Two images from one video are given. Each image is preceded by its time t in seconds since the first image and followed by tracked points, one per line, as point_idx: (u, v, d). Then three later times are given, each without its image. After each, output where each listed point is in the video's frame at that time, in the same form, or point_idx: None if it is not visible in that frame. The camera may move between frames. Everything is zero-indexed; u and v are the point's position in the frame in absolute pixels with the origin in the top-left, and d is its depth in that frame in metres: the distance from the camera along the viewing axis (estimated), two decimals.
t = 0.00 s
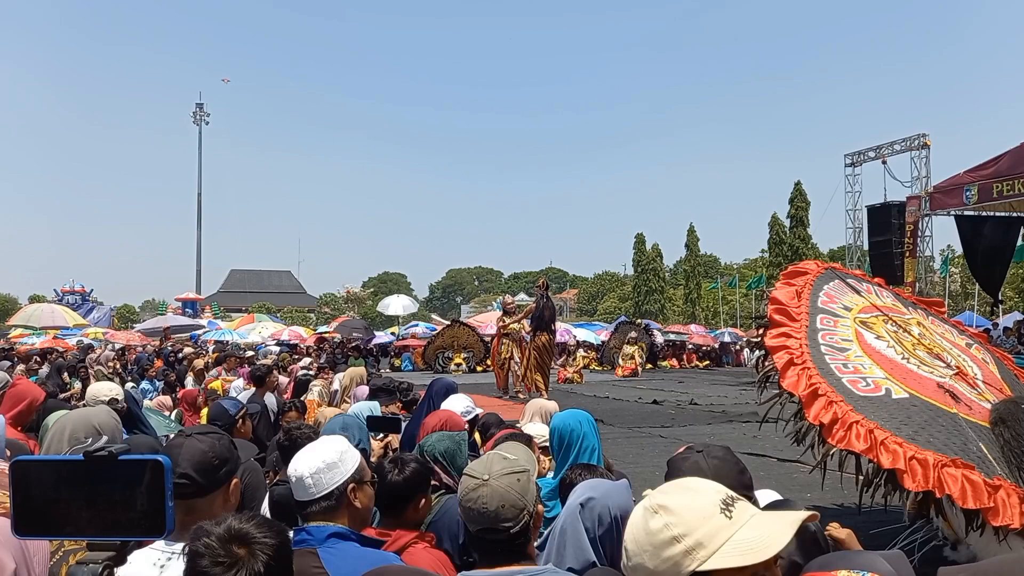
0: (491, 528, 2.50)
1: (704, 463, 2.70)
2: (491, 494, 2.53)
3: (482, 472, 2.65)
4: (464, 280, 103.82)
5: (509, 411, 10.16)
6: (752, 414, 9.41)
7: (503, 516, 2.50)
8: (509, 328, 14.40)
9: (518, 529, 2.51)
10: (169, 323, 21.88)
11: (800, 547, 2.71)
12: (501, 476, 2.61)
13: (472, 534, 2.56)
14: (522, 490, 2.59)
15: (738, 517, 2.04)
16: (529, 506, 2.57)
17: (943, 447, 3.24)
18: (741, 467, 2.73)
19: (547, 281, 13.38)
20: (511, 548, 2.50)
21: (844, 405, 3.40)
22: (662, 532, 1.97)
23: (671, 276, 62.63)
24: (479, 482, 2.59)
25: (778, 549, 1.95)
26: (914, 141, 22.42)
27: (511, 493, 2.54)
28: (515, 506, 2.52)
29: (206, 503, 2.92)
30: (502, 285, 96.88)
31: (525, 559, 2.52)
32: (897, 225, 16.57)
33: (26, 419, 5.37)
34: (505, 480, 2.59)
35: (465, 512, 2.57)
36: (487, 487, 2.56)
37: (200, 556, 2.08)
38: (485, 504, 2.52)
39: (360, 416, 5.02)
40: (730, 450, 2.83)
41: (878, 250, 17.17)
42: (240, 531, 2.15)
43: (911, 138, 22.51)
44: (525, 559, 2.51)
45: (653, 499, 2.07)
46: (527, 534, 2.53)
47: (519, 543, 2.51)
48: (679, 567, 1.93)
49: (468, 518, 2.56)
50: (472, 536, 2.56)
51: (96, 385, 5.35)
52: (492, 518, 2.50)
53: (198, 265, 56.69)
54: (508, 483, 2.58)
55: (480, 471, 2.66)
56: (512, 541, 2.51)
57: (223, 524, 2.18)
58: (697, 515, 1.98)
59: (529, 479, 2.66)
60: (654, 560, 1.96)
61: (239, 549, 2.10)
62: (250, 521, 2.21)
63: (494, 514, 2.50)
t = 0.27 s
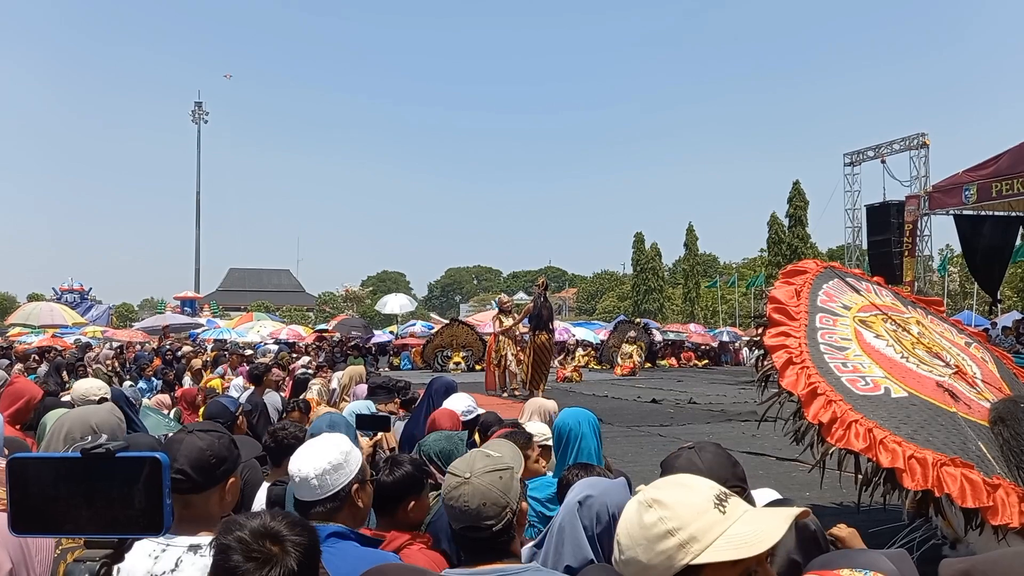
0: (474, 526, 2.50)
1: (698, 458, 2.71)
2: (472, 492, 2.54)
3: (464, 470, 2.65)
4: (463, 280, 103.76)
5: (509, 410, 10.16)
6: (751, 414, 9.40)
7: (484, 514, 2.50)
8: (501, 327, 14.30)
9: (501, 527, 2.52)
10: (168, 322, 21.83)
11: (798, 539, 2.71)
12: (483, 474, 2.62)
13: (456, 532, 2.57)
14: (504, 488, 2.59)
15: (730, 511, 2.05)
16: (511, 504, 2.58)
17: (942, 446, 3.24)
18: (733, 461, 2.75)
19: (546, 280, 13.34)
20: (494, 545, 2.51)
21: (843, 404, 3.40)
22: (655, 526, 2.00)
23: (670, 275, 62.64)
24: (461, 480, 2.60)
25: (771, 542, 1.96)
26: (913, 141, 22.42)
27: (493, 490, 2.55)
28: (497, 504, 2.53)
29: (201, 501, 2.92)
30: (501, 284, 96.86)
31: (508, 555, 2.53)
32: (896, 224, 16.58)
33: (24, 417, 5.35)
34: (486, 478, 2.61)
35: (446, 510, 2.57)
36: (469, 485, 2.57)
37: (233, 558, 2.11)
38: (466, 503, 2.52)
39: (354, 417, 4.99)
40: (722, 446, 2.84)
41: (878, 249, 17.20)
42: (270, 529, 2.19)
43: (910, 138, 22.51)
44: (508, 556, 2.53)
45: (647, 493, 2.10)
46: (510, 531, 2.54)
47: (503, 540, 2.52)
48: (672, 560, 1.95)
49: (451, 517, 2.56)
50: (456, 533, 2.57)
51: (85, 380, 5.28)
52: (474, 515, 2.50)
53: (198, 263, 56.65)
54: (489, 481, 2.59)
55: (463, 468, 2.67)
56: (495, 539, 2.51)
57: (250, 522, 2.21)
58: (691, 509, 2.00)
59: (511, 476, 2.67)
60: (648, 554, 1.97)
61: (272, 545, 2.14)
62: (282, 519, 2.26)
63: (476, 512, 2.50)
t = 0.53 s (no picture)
0: (465, 518, 2.68)
1: (684, 453, 2.91)
2: (463, 486, 2.69)
3: (455, 465, 2.81)
4: (461, 279, 103.97)
5: (508, 407, 10.33)
6: (745, 411, 9.57)
7: (475, 506, 2.66)
8: (504, 326, 14.52)
9: (491, 520, 2.70)
10: (169, 321, 21.97)
11: (792, 531, 2.91)
12: (474, 468, 2.76)
13: (449, 525, 2.74)
14: (494, 481, 2.74)
15: (716, 505, 2.17)
16: (501, 496, 2.73)
17: (930, 442, 3.37)
18: (716, 457, 2.96)
19: (542, 280, 13.51)
20: (484, 537, 2.70)
21: (835, 400, 3.56)
22: (644, 518, 2.12)
23: (665, 276, 62.90)
24: (451, 475, 2.75)
25: (753, 533, 2.07)
26: (902, 145, 22.69)
27: (483, 484, 2.70)
28: (487, 496, 2.68)
29: (201, 490, 3.05)
30: (498, 284, 97.01)
31: (498, 546, 2.73)
32: (886, 226, 16.86)
33: (37, 414, 5.47)
34: (476, 472, 2.75)
35: (440, 504, 2.73)
36: (459, 479, 2.72)
37: (260, 555, 2.26)
38: (457, 496, 2.68)
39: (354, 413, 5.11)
40: (707, 445, 3.03)
41: (868, 251, 17.49)
42: (290, 526, 2.37)
43: (899, 142, 22.79)
44: (498, 546, 2.72)
45: (637, 488, 2.22)
46: (499, 523, 2.73)
47: (493, 532, 2.71)
48: (660, 550, 2.06)
49: (445, 510, 2.72)
50: (449, 526, 2.74)
51: (100, 380, 5.49)
52: (465, 509, 2.66)
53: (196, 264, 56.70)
54: (479, 475, 2.73)
55: (454, 463, 2.82)
56: (486, 532, 2.71)
57: (271, 518, 2.39)
58: (678, 502, 2.12)
59: (501, 469, 2.81)
60: (637, 545, 2.09)
61: (295, 540, 2.33)
62: (298, 517, 2.45)
63: (466, 505, 2.66)
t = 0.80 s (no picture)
0: (461, 501, 2.56)
1: (668, 440, 3.06)
2: (460, 470, 2.58)
3: (452, 451, 2.69)
4: (458, 279, 104.77)
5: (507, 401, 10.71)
6: (733, 403, 9.92)
7: (472, 490, 2.56)
8: (502, 323, 14.88)
9: (488, 502, 2.58)
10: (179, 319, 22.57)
11: (778, 518, 2.59)
12: (470, 453, 2.65)
13: (446, 507, 2.63)
14: (490, 466, 2.64)
15: (708, 491, 1.93)
16: (496, 480, 2.62)
17: (908, 430, 2.66)
18: (701, 444, 3.09)
19: (536, 280, 13.92)
20: (481, 519, 2.59)
21: (816, 391, 2.84)
22: (638, 501, 1.86)
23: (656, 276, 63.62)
24: (449, 460, 2.63)
25: (745, 519, 1.84)
26: (879, 152, 23.34)
27: (480, 468, 2.60)
28: (483, 480, 2.58)
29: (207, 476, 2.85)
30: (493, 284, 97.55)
31: (495, 528, 2.61)
32: (864, 229, 17.63)
33: (64, 405, 5.80)
34: (473, 456, 2.64)
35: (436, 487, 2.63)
36: (457, 464, 2.60)
37: (256, 529, 2.14)
38: (455, 480, 2.57)
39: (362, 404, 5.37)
40: (691, 435, 3.16)
41: (848, 252, 18.22)
42: (290, 502, 2.23)
43: (876, 150, 23.42)
44: (494, 527, 2.61)
45: (630, 472, 1.96)
46: (497, 505, 2.62)
47: (490, 513, 2.60)
48: (654, 534, 1.83)
49: (441, 493, 2.62)
50: (446, 508, 2.62)
51: (125, 374, 5.84)
52: (461, 491, 2.55)
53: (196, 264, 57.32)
54: (476, 459, 2.63)
55: (451, 449, 2.70)
56: (482, 513, 2.59)
57: (275, 495, 2.26)
58: (672, 486, 1.88)
59: (497, 455, 2.69)
60: (631, 527, 1.84)
61: (290, 517, 2.17)
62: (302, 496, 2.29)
63: (463, 488, 2.55)
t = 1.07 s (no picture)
0: (463, 497, 2.52)
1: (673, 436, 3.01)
2: (462, 465, 2.53)
3: (454, 446, 2.64)
4: (458, 279, 104.77)
5: (506, 400, 10.76)
6: (731, 402, 9.96)
7: (472, 486, 2.51)
8: (500, 324, 14.86)
9: (489, 499, 2.53)
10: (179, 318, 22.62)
11: (778, 516, 2.57)
12: (472, 449, 2.60)
13: (447, 503, 2.58)
14: (492, 462, 2.58)
15: (723, 486, 1.87)
16: (498, 477, 2.57)
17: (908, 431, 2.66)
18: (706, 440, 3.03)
19: (532, 281, 13.96)
20: (481, 515, 2.55)
21: (815, 390, 2.84)
22: (652, 496, 1.81)
23: (655, 276, 63.62)
24: (451, 455, 2.59)
25: (762, 515, 1.77)
26: (877, 152, 23.34)
27: (481, 464, 2.55)
28: (485, 476, 2.52)
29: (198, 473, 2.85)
30: (491, 285, 97.49)
31: (495, 524, 2.56)
32: (862, 229, 17.62)
33: (63, 405, 5.81)
34: (475, 452, 2.58)
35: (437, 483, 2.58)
36: (458, 460, 2.56)
37: (222, 513, 2.22)
38: (456, 476, 2.52)
39: (359, 402, 5.39)
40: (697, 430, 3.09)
41: (846, 252, 18.24)
42: (256, 488, 2.25)
43: (874, 150, 23.41)
44: (495, 524, 2.56)
45: (643, 466, 1.91)
46: (498, 502, 2.56)
47: (491, 510, 2.55)
48: (669, 529, 1.77)
49: (441, 489, 2.57)
50: (447, 505, 2.58)
51: (122, 368, 5.83)
52: (462, 488, 2.50)
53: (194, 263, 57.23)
54: (478, 455, 2.57)
55: (452, 445, 2.66)
56: (483, 509, 2.54)
57: (243, 482, 2.30)
58: (686, 479, 1.83)
59: (499, 452, 2.65)
60: (644, 521, 1.79)
61: (252, 504, 2.21)
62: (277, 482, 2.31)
63: (464, 485, 2.51)
